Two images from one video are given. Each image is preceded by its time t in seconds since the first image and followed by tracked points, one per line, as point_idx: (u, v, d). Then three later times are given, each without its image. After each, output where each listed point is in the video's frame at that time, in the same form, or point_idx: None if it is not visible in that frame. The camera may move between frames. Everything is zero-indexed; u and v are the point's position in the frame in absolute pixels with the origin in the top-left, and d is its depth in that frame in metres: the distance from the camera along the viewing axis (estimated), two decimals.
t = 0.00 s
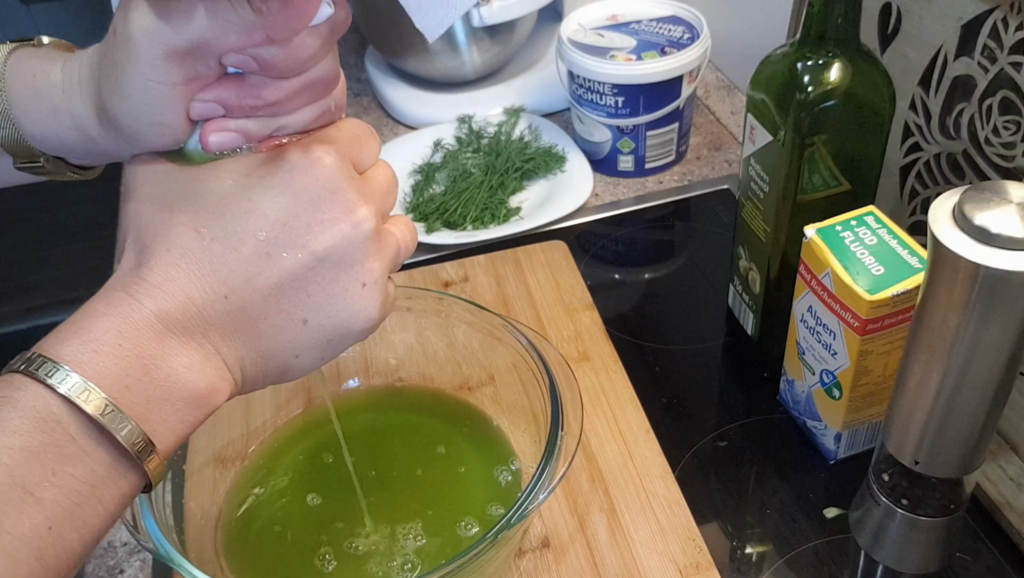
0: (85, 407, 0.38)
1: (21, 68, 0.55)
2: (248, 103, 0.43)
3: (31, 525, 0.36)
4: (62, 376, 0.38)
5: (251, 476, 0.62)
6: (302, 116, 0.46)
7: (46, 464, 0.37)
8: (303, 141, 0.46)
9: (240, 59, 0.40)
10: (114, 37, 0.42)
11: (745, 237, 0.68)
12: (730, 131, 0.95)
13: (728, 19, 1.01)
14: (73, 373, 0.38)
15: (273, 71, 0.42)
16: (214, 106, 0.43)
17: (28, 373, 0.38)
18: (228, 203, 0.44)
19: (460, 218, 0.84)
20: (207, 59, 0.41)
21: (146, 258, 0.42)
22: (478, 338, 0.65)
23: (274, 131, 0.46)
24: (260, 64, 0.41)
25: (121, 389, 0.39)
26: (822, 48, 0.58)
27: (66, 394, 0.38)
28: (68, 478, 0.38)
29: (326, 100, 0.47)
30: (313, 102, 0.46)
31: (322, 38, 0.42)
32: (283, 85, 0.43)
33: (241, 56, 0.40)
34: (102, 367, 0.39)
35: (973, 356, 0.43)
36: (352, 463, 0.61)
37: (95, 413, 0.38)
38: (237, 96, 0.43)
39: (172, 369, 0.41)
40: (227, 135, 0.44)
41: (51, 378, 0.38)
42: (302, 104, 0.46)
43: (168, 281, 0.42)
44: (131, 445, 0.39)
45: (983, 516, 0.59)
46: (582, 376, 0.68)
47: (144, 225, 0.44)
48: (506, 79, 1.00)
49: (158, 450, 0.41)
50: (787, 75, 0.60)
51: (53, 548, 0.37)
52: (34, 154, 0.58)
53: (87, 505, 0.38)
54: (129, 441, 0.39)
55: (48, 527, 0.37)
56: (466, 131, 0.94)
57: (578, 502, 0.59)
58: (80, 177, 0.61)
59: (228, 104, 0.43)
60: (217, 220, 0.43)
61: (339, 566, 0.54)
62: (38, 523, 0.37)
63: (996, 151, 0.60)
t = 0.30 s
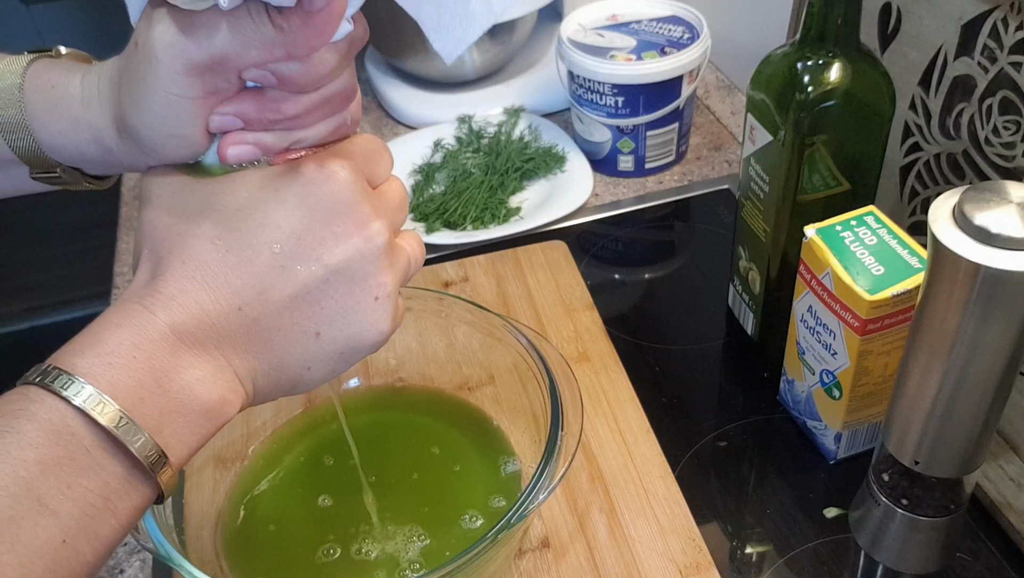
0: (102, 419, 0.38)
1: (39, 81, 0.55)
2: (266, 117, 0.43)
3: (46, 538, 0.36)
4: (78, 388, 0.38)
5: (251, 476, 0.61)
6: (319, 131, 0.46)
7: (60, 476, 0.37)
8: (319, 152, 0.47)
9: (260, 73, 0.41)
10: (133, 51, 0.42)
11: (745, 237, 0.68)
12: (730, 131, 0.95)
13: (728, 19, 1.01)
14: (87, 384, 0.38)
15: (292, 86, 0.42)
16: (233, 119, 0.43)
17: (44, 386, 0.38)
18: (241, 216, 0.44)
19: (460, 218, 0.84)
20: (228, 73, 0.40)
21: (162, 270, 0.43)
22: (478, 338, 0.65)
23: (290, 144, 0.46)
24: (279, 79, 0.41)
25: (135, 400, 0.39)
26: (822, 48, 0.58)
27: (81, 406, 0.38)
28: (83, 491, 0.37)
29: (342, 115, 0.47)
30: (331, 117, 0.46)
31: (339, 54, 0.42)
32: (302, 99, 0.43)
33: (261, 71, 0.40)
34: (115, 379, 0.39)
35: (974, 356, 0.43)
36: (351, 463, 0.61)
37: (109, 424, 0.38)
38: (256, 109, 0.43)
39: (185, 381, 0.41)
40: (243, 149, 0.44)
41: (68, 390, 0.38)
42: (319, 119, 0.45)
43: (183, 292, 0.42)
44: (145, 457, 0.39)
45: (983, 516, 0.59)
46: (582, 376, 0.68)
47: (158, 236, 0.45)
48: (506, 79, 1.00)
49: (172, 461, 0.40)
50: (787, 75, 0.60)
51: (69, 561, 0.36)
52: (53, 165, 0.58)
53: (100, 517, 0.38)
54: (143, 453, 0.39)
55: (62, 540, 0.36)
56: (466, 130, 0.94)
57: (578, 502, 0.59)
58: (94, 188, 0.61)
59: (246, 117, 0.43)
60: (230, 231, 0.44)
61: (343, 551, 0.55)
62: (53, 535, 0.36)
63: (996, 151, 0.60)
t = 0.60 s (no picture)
0: (107, 462, 0.37)
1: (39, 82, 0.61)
2: (276, 126, 0.45)
3: None
4: (83, 429, 0.37)
5: (251, 476, 0.61)
6: (325, 138, 0.47)
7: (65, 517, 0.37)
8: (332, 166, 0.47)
9: (262, 82, 0.42)
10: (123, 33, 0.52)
11: (746, 237, 0.68)
12: (730, 131, 0.95)
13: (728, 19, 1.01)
14: (92, 426, 0.37)
15: (293, 90, 0.43)
16: (246, 135, 0.44)
17: (48, 426, 0.37)
18: (258, 241, 0.43)
19: (460, 218, 0.84)
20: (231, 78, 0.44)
21: (171, 297, 0.42)
22: (478, 338, 0.65)
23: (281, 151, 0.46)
24: (280, 85, 0.43)
25: (143, 438, 0.38)
26: (822, 48, 0.58)
27: (85, 448, 0.37)
28: (89, 535, 0.37)
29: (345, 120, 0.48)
30: (333, 122, 0.47)
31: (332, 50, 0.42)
32: (305, 103, 0.45)
33: (261, 80, 0.42)
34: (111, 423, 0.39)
35: (974, 356, 0.43)
36: (350, 464, 0.61)
37: (114, 467, 0.37)
38: (265, 120, 0.44)
39: (193, 415, 0.40)
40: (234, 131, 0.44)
41: (72, 432, 0.37)
42: (323, 125, 0.47)
43: (195, 318, 0.41)
44: (151, 498, 0.38)
45: (983, 516, 0.59)
46: (581, 375, 0.68)
47: (166, 255, 0.44)
48: (506, 79, 1.00)
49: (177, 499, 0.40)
50: (787, 75, 0.60)
51: None
52: (37, 155, 0.62)
53: (106, 558, 0.38)
54: (148, 494, 0.38)
55: None
56: (466, 130, 0.94)
57: (578, 502, 0.59)
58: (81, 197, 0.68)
59: (258, 130, 0.44)
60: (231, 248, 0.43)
61: (347, 548, 0.55)
62: None
63: (996, 151, 0.60)
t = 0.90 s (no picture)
0: (41, 491, 0.40)
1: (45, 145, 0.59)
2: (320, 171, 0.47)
3: None
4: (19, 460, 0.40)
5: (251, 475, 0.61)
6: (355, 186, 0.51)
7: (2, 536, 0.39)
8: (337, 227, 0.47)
9: (298, 132, 0.44)
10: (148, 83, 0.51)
11: (746, 237, 0.68)
12: (730, 131, 0.95)
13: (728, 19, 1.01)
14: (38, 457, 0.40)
15: (325, 136, 0.45)
16: (294, 181, 0.47)
17: None
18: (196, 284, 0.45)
19: (460, 218, 0.84)
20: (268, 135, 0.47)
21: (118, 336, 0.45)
22: (478, 338, 0.66)
23: (325, 198, 0.49)
24: (315, 132, 0.45)
25: (70, 467, 0.41)
26: (822, 48, 0.58)
27: (22, 477, 0.39)
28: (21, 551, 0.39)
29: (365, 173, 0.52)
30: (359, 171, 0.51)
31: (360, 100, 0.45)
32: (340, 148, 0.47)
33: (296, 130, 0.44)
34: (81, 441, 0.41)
35: (974, 355, 0.43)
36: (349, 463, 0.61)
37: (46, 495, 0.40)
38: (310, 169, 0.47)
39: (116, 442, 0.42)
40: (279, 180, 0.46)
41: (10, 463, 0.39)
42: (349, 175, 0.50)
43: (126, 359, 0.43)
44: (81, 526, 0.41)
45: (983, 516, 0.59)
46: (582, 375, 0.68)
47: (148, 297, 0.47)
48: (506, 79, 1.00)
49: (108, 525, 0.42)
50: (787, 75, 0.60)
51: None
52: (28, 212, 0.60)
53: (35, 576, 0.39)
54: (79, 523, 0.41)
55: None
56: (466, 131, 0.94)
57: (578, 502, 0.59)
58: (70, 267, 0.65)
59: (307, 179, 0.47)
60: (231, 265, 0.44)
61: (350, 548, 0.55)
62: None
63: (996, 151, 0.60)
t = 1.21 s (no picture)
0: None
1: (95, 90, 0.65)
2: (274, 100, 0.51)
3: None
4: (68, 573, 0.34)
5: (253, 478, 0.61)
6: (322, 130, 0.52)
7: None
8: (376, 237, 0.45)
9: (269, 60, 0.49)
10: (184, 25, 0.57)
11: (745, 237, 0.68)
12: (730, 131, 0.95)
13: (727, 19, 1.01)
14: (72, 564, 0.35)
15: (296, 71, 0.50)
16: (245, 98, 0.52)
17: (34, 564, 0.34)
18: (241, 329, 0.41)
19: (460, 218, 0.84)
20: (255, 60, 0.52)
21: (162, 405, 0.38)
22: (478, 338, 0.66)
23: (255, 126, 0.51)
24: (285, 62, 0.49)
25: None
26: (822, 48, 0.58)
27: None
28: None
29: (348, 124, 0.53)
30: (335, 119, 0.52)
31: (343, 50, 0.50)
32: (308, 87, 0.51)
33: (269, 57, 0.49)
34: (162, 509, 0.36)
35: (973, 356, 0.43)
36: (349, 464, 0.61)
37: None
38: (264, 92, 0.51)
39: (202, 555, 0.38)
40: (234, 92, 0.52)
41: None
42: (321, 116, 0.52)
43: (206, 436, 0.38)
44: None
45: (983, 516, 0.59)
46: (581, 375, 0.68)
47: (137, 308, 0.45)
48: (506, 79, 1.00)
49: None
50: (787, 75, 0.60)
51: None
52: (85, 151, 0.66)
53: None
54: None
55: None
56: (466, 131, 0.93)
57: (578, 502, 0.59)
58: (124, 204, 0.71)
59: (255, 96, 0.51)
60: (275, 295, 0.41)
61: (353, 558, 0.55)
62: None
63: (996, 151, 0.60)
